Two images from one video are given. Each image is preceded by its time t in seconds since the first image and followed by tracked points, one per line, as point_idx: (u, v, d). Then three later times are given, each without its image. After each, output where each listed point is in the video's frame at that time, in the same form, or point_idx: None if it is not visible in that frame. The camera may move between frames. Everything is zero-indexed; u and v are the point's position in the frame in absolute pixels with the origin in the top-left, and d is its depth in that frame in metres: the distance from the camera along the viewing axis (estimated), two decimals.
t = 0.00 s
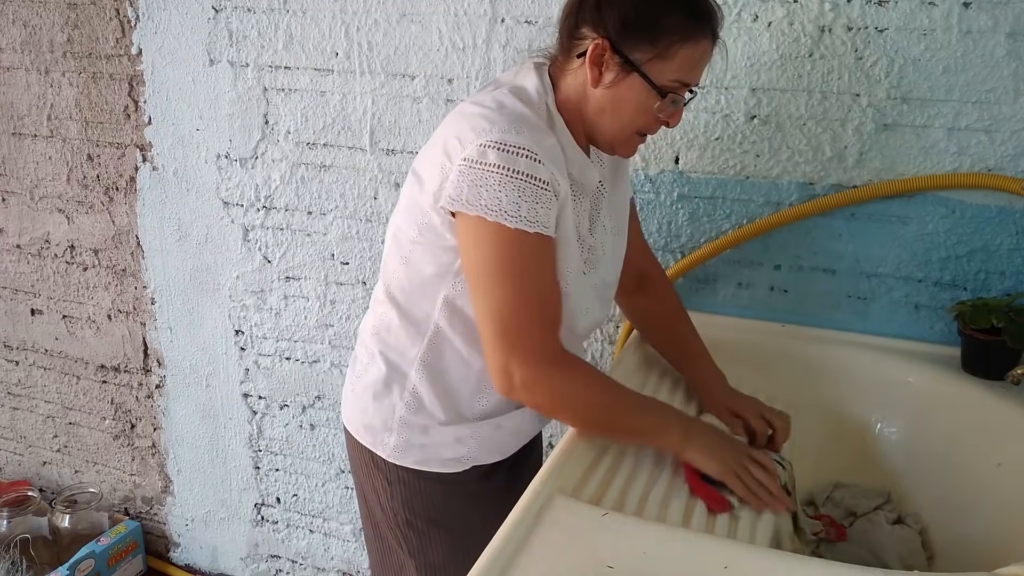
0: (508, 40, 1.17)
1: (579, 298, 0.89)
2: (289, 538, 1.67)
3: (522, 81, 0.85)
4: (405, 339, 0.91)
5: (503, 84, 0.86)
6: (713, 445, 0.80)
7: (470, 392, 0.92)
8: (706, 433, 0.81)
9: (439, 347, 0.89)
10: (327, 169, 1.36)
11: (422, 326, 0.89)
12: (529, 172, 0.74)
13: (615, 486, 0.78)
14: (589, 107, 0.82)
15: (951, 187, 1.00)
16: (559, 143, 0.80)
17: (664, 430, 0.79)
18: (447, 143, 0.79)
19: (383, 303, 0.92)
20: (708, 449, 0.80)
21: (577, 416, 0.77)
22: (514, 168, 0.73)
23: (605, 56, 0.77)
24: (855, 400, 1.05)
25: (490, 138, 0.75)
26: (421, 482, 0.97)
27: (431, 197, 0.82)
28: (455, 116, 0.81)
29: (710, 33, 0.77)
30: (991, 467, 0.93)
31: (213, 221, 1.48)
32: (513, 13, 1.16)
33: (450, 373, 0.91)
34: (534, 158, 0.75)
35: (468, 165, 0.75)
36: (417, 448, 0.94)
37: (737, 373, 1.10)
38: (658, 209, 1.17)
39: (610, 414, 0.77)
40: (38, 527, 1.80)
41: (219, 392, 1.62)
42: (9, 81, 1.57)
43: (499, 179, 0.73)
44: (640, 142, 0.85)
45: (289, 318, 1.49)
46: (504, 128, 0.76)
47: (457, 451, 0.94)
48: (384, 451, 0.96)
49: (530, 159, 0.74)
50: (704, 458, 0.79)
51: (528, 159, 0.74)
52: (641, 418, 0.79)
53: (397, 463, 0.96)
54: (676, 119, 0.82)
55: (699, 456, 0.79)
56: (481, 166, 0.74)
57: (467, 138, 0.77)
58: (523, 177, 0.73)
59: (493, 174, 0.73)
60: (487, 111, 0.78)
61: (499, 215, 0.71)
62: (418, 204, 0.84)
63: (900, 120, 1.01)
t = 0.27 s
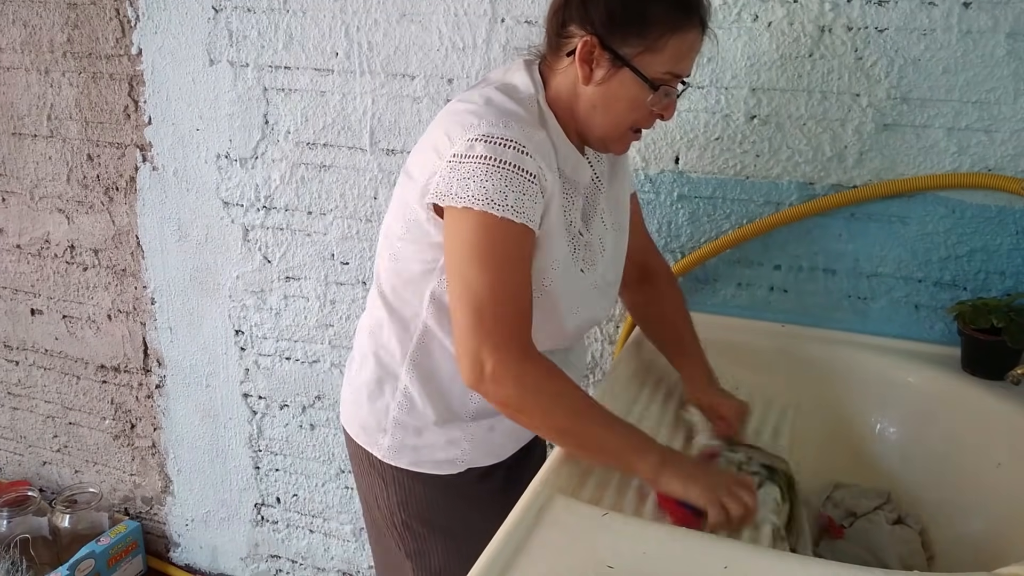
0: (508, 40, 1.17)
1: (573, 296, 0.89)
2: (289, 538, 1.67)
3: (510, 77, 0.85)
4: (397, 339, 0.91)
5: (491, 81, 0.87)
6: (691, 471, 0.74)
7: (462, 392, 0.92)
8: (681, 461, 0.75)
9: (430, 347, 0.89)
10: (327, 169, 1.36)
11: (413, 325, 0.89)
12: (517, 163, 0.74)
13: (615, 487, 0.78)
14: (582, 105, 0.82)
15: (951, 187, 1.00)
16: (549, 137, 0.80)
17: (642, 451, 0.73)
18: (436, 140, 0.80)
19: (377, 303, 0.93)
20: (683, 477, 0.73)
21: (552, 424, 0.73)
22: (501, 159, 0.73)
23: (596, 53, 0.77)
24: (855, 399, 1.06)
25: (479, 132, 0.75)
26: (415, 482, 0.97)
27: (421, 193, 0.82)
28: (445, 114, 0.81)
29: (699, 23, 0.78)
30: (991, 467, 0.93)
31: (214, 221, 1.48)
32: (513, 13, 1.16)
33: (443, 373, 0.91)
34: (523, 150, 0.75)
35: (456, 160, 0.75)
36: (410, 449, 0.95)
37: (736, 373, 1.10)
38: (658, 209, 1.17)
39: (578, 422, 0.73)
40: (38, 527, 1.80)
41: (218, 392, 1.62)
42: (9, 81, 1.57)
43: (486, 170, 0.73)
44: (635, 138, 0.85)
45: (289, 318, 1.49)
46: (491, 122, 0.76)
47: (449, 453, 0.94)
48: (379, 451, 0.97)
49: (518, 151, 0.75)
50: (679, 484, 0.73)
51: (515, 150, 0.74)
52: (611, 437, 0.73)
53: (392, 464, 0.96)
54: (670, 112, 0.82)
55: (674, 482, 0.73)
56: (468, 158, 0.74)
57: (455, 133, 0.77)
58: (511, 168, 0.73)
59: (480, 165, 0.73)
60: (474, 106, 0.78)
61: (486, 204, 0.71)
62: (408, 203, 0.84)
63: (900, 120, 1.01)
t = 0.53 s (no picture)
0: (508, 40, 1.17)
1: (577, 296, 0.89)
2: (289, 538, 1.67)
3: (513, 77, 0.85)
4: (402, 340, 0.91)
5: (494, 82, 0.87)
6: (679, 431, 0.80)
7: (469, 393, 0.92)
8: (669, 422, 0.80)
9: (437, 349, 0.89)
10: (327, 169, 1.36)
11: (419, 327, 0.89)
12: (523, 160, 0.74)
13: (615, 486, 0.79)
14: (584, 107, 0.82)
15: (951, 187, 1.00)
16: (555, 136, 0.80)
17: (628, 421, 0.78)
18: (441, 138, 0.80)
19: (380, 305, 0.92)
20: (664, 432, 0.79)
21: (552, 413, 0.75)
22: (508, 155, 0.73)
23: (597, 56, 0.77)
24: (855, 399, 1.06)
25: (485, 129, 0.75)
26: (427, 485, 0.97)
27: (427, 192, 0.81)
28: (449, 113, 0.81)
29: (702, 26, 0.77)
30: (990, 467, 0.93)
31: (214, 221, 1.48)
32: (513, 13, 1.16)
33: (449, 375, 0.91)
34: (530, 147, 0.75)
35: (462, 156, 0.75)
36: (418, 452, 0.95)
37: (736, 372, 1.10)
38: (657, 209, 1.17)
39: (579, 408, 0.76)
40: (39, 527, 1.80)
41: (219, 392, 1.62)
42: (9, 81, 1.57)
43: (493, 165, 0.73)
44: (637, 140, 0.85)
45: (289, 318, 1.49)
46: (498, 119, 0.76)
47: (458, 456, 0.94)
48: (386, 455, 0.96)
49: (525, 148, 0.75)
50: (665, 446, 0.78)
51: (522, 147, 0.74)
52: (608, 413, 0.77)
53: (399, 468, 0.96)
54: (672, 115, 0.82)
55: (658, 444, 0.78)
56: (475, 154, 0.74)
57: (462, 131, 0.77)
58: (517, 165, 0.73)
59: (486, 161, 0.73)
60: (480, 104, 0.79)
61: (493, 198, 0.70)
62: (411, 203, 0.84)
63: (900, 120, 1.01)
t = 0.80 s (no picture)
0: (508, 40, 1.17)
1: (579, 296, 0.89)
2: (289, 538, 1.67)
3: (514, 78, 0.84)
4: (405, 343, 0.90)
5: (495, 82, 0.86)
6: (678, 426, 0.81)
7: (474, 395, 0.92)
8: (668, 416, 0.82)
9: (442, 351, 0.89)
10: (327, 169, 1.36)
11: (423, 329, 0.89)
12: (531, 164, 0.73)
13: (615, 487, 0.79)
14: (584, 108, 0.82)
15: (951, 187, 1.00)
16: (560, 140, 0.80)
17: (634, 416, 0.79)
18: (448, 141, 0.79)
19: (382, 308, 0.92)
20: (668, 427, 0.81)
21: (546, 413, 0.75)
22: (515, 159, 0.73)
23: (596, 57, 0.77)
24: (855, 399, 1.06)
25: (493, 132, 0.75)
26: (426, 487, 0.97)
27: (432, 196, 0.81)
28: (454, 114, 0.81)
29: (701, 28, 0.77)
30: (990, 467, 0.93)
31: (214, 221, 1.48)
32: (513, 13, 1.16)
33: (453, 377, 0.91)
34: (537, 152, 0.75)
35: (469, 158, 0.74)
36: (422, 455, 0.94)
37: (736, 371, 1.10)
38: (657, 209, 1.17)
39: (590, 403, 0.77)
40: (39, 527, 1.80)
41: (219, 392, 1.62)
42: (9, 81, 1.57)
43: (499, 170, 0.72)
44: (638, 143, 0.85)
45: (289, 318, 1.49)
46: (506, 122, 0.76)
47: (462, 457, 0.95)
48: (389, 459, 0.96)
49: (533, 153, 0.74)
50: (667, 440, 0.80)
51: (530, 152, 0.74)
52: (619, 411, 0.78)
53: (403, 471, 0.96)
54: (671, 117, 0.82)
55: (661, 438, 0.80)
56: (481, 157, 0.73)
57: (469, 134, 0.77)
58: (524, 169, 0.73)
59: (493, 164, 0.73)
60: (485, 107, 0.78)
61: (500, 204, 0.70)
62: (416, 205, 0.84)
63: (900, 120, 1.01)
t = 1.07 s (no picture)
0: (508, 40, 1.17)
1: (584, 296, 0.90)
2: (289, 538, 1.67)
3: (521, 79, 0.84)
4: (411, 345, 0.90)
5: (501, 84, 0.86)
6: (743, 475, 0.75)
7: (481, 395, 0.92)
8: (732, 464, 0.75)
9: (449, 352, 0.89)
10: (327, 169, 1.36)
11: (430, 331, 0.89)
12: (542, 169, 0.73)
13: (615, 486, 0.79)
14: (589, 109, 0.82)
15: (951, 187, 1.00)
16: (568, 141, 0.80)
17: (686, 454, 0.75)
18: (457, 144, 0.79)
19: (388, 309, 0.92)
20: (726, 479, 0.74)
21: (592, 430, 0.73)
22: (527, 165, 0.73)
23: (601, 58, 0.77)
24: (855, 399, 1.06)
25: (503, 137, 0.75)
26: (428, 487, 0.97)
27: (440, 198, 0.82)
28: (462, 117, 0.81)
29: (705, 29, 0.77)
30: (991, 467, 0.93)
31: (214, 221, 1.48)
32: (513, 13, 1.16)
33: (459, 378, 0.91)
34: (549, 155, 0.74)
35: (481, 164, 0.74)
36: (427, 456, 0.94)
37: (735, 372, 1.11)
38: (657, 209, 1.17)
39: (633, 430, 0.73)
40: (38, 527, 1.80)
41: (219, 392, 1.62)
42: (9, 81, 1.57)
43: (512, 177, 0.72)
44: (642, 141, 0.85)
45: (289, 318, 1.49)
46: (515, 126, 0.76)
47: (467, 457, 0.95)
48: (394, 459, 0.96)
49: (544, 156, 0.74)
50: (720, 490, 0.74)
51: (542, 157, 0.74)
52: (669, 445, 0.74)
53: (408, 472, 0.96)
54: (676, 116, 0.82)
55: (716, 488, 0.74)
56: (492, 164, 0.74)
57: (477, 138, 0.77)
58: (536, 174, 0.73)
59: (504, 171, 0.73)
60: (495, 111, 0.78)
61: (514, 212, 0.70)
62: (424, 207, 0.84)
63: (900, 120, 1.01)
